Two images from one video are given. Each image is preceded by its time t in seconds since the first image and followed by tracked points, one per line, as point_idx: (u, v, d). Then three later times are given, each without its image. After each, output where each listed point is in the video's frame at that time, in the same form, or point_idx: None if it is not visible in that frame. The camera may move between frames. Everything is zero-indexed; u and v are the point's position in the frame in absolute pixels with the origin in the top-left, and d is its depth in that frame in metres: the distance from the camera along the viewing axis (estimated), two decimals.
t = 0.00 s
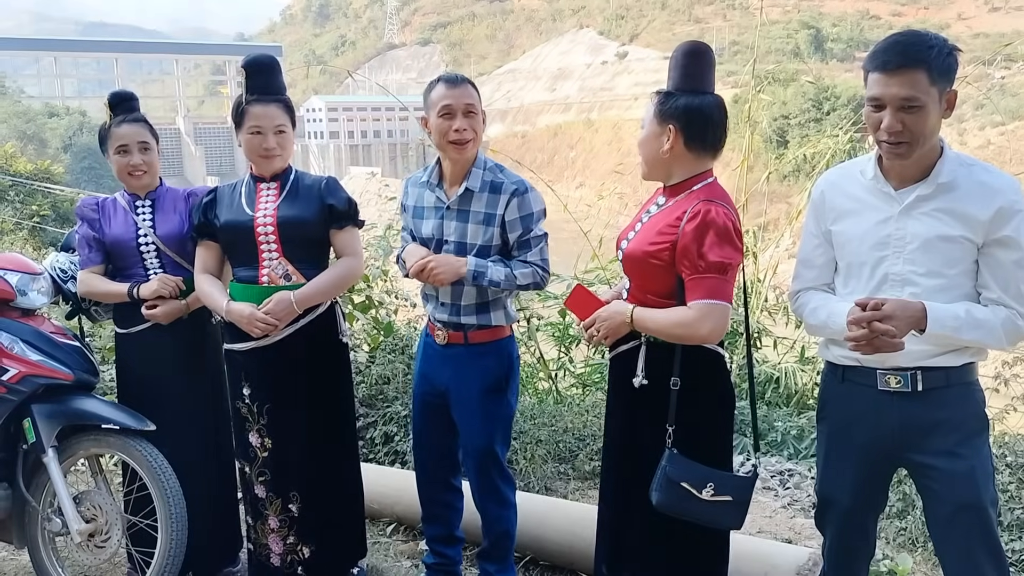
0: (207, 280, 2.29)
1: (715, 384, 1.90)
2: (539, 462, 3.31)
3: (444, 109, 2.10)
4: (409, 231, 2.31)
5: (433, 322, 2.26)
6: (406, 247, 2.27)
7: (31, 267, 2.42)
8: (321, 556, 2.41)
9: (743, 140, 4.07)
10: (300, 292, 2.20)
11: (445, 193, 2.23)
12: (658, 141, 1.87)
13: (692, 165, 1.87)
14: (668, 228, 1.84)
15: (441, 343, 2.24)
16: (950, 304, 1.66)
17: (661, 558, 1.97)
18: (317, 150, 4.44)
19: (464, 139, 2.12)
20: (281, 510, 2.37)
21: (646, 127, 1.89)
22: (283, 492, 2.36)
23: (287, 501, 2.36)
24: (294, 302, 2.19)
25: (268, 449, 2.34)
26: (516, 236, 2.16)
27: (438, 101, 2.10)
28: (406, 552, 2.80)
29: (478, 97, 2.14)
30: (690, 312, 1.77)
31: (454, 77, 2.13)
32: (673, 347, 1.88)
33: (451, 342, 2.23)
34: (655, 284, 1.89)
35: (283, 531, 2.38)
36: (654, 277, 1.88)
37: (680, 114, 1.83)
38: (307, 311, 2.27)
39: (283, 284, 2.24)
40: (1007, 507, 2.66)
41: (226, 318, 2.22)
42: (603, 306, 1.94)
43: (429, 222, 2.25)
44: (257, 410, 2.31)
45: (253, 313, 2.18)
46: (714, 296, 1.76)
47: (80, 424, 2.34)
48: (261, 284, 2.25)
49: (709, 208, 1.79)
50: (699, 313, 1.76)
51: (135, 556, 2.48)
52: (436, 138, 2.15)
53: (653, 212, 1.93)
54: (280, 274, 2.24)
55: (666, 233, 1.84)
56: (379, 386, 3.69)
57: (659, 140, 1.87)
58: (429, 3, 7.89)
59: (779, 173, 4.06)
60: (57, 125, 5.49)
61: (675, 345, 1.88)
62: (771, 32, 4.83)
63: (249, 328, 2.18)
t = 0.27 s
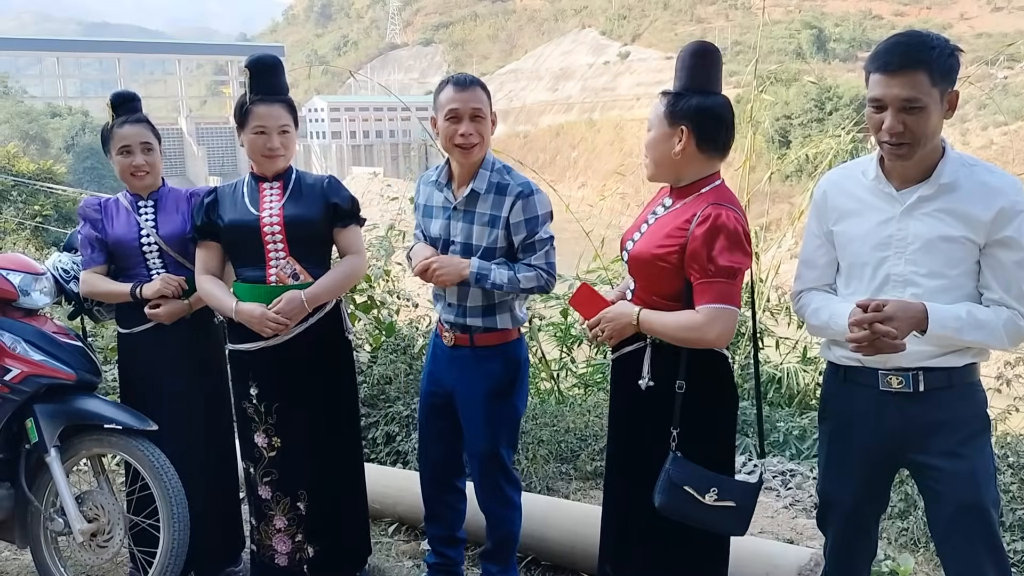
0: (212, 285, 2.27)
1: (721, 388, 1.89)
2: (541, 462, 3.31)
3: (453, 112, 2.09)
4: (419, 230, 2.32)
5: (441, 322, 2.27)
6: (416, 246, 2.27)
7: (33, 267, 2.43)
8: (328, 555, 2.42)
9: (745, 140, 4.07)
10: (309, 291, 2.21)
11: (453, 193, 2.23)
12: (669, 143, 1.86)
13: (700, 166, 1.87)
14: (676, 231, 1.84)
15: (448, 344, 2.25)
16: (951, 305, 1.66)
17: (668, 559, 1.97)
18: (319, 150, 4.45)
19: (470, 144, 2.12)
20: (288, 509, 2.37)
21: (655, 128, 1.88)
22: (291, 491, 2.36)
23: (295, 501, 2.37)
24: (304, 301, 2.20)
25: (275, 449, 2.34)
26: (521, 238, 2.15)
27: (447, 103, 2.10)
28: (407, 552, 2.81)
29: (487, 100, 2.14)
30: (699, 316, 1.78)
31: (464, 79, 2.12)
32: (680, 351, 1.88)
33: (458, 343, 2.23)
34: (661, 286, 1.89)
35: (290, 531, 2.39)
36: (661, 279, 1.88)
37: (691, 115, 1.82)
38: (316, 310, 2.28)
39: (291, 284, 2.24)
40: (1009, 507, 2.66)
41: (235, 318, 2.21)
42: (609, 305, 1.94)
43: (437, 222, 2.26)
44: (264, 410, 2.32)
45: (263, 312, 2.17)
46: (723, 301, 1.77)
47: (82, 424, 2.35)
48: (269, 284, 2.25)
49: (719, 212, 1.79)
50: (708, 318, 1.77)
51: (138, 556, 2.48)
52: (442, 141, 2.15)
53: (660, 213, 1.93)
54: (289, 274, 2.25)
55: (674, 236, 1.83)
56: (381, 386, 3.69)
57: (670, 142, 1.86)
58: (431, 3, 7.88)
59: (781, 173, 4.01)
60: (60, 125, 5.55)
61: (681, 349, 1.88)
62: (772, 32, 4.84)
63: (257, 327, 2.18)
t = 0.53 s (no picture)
0: (218, 286, 2.26)
1: (729, 390, 1.90)
2: (544, 463, 3.31)
3: (457, 114, 2.10)
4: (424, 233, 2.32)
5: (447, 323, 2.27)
6: (422, 247, 2.28)
7: (37, 267, 2.44)
8: (337, 553, 2.42)
9: (748, 141, 4.07)
10: (319, 290, 2.23)
11: (459, 195, 2.24)
12: (682, 145, 1.85)
13: (708, 167, 1.87)
14: (686, 233, 1.84)
15: (455, 346, 2.25)
16: (954, 306, 1.66)
17: (679, 560, 1.98)
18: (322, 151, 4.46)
19: (475, 146, 2.12)
20: (296, 509, 2.37)
21: (665, 129, 1.86)
22: (299, 492, 2.36)
23: (303, 501, 2.37)
24: (315, 300, 2.22)
25: (284, 450, 2.34)
26: (527, 239, 2.15)
27: (452, 105, 2.10)
28: (410, 552, 2.81)
29: (492, 102, 2.14)
30: (711, 318, 1.78)
31: (469, 81, 2.13)
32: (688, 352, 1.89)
33: (465, 345, 2.24)
34: (669, 288, 1.89)
35: (296, 532, 2.38)
36: (669, 281, 1.88)
37: (703, 118, 1.82)
38: (325, 308, 2.28)
39: (301, 283, 2.24)
40: (1011, 508, 2.65)
41: (245, 319, 2.21)
42: (616, 308, 1.94)
43: (442, 223, 2.26)
44: (274, 410, 2.32)
45: (273, 313, 2.18)
46: (735, 303, 1.78)
47: (85, 424, 2.35)
48: (278, 285, 2.24)
49: (730, 214, 1.79)
50: (721, 320, 1.77)
51: (141, 556, 2.49)
52: (447, 143, 2.15)
53: (666, 215, 1.93)
54: (297, 274, 2.25)
55: (684, 238, 1.84)
56: (384, 387, 3.69)
57: (682, 144, 1.85)
58: (433, 3, 7.87)
59: (784, 174, 4.03)
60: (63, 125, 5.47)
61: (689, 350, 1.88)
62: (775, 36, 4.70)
63: (265, 326, 2.18)
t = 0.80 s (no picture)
0: (222, 287, 2.26)
1: (736, 388, 1.92)
2: (545, 463, 3.32)
3: (469, 116, 2.09)
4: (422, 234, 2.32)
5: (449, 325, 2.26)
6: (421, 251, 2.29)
7: (40, 267, 2.44)
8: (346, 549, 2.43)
9: (750, 141, 4.07)
10: (328, 290, 2.24)
11: (459, 194, 2.24)
12: (693, 144, 1.85)
13: (715, 167, 1.88)
14: (695, 234, 1.84)
15: (457, 347, 2.24)
16: (957, 306, 1.66)
17: (689, 560, 1.97)
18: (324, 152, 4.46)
19: (487, 147, 2.12)
20: (304, 509, 2.37)
21: (675, 129, 1.85)
22: (307, 491, 2.36)
23: (311, 500, 2.36)
24: (323, 300, 2.22)
25: (291, 450, 2.34)
26: (533, 235, 2.18)
27: (463, 107, 2.09)
28: (413, 552, 2.81)
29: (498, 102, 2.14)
30: (722, 319, 1.78)
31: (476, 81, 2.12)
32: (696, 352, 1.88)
33: (468, 345, 2.23)
34: (676, 288, 1.89)
35: (304, 531, 2.38)
36: (677, 282, 1.88)
37: (714, 118, 1.83)
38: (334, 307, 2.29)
39: (309, 284, 2.26)
40: (1014, 509, 2.65)
41: (254, 320, 2.21)
42: (621, 309, 1.93)
43: (442, 224, 2.26)
44: (282, 411, 2.31)
45: (283, 314, 2.18)
46: (745, 303, 1.78)
47: (88, 424, 2.35)
48: (286, 285, 2.26)
49: (740, 215, 1.80)
50: (732, 321, 1.78)
51: (143, 556, 2.49)
52: (455, 144, 2.14)
53: (673, 215, 1.93)
54: (304, 274, 2.26)
55: (693, 238, 1.83)
56: (386, 387, 3.69)
57: (694, 144, 1.85)
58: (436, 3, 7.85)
59: (785, 175, 4.05)
60: (66, 126, 5.41)
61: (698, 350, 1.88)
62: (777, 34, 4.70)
63: (273, 326, 2.19)
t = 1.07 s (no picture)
0: (227, 288, 2.25)
1: (739, 386, 1.92)
2: (547, 463, 3.33)
3: (471, 116, 2.10)
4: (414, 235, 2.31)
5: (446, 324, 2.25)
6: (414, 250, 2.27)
7: (43, 267, 2.44)
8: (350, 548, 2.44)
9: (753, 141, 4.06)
10: (334, 290, 2.24)
11: (456, 192, 2.24)
12: (701, 143, 1.85)
13: (721, 166, 1.88)
14: (699, 233, 1.84)
15: (456, 346, 2.24)
16: (961, 307, 1.66)
17: (694, 560, 1.97)
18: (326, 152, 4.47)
19: (487, 146, 2.14)
20: (311, 506, 2.37)
21: (683, 127, 1.85)
22: (313, 489, 2.36)
23: (318, 497, 2.37)
24: (330, 299, 2.23)
25: (297, 449, 2.34)
26: (532, 231, 2.22)
27: (465, 106, 2.09)
28: (415, 552, 2.81)
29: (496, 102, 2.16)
30: (725, 318, 1.78)
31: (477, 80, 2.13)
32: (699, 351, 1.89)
33: (467, 342, 2.23)
34: (680, 287, 1.89)
35: (311, 528, 2.38)
36: (681, 281, 1.88)
37: (722, 116, 1.83)
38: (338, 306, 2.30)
39: (315, 283, 2.25)
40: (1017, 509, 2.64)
41: (260, 319, 2.21)
42: (624, 309, 1.93)
43: (437, 223, 2.26)
44: (287, 410, 2.32)
45: (290, 313, 2.18)
46: (749, 302, 1.78)
47: (92, 423, 2.36)
48: (292, 285, 2.26)
49: (744, 214, 1.80)
50: (735, 320, 1.78)
51: (147, 555, 2.49)
52: (455, 144, 2.14)
53: (677, 215, 1.93)
54: (311, 274, 2.25)
55: (697, 238, 1.84)
56: (389, 387, 3.69)
57: (701, 143, 1.85)
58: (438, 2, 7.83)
59: (788, 174, 4.11)
60: (69, 125, 5.28)
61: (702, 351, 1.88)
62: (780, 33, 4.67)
63: (279, 326, 2.19)
